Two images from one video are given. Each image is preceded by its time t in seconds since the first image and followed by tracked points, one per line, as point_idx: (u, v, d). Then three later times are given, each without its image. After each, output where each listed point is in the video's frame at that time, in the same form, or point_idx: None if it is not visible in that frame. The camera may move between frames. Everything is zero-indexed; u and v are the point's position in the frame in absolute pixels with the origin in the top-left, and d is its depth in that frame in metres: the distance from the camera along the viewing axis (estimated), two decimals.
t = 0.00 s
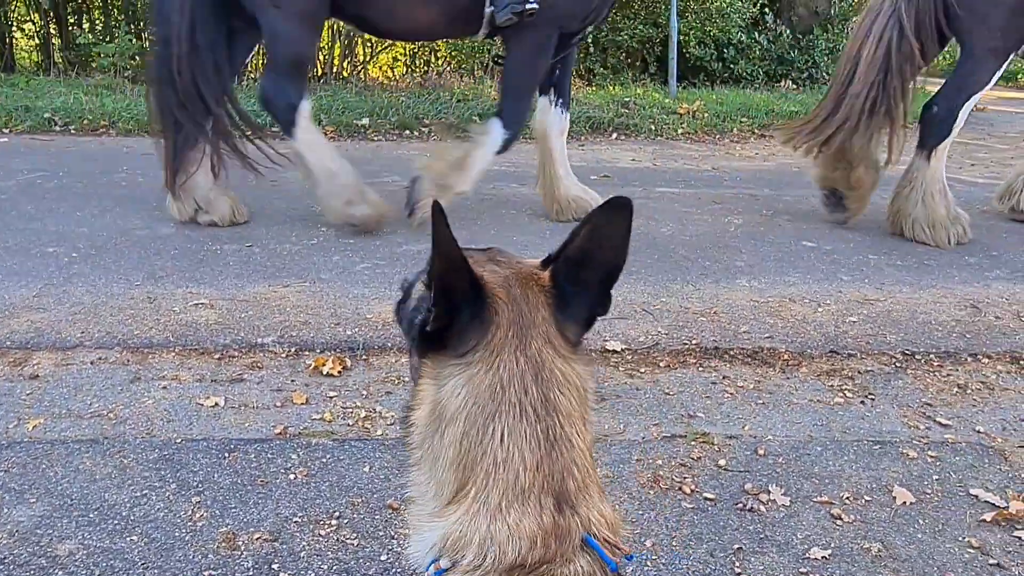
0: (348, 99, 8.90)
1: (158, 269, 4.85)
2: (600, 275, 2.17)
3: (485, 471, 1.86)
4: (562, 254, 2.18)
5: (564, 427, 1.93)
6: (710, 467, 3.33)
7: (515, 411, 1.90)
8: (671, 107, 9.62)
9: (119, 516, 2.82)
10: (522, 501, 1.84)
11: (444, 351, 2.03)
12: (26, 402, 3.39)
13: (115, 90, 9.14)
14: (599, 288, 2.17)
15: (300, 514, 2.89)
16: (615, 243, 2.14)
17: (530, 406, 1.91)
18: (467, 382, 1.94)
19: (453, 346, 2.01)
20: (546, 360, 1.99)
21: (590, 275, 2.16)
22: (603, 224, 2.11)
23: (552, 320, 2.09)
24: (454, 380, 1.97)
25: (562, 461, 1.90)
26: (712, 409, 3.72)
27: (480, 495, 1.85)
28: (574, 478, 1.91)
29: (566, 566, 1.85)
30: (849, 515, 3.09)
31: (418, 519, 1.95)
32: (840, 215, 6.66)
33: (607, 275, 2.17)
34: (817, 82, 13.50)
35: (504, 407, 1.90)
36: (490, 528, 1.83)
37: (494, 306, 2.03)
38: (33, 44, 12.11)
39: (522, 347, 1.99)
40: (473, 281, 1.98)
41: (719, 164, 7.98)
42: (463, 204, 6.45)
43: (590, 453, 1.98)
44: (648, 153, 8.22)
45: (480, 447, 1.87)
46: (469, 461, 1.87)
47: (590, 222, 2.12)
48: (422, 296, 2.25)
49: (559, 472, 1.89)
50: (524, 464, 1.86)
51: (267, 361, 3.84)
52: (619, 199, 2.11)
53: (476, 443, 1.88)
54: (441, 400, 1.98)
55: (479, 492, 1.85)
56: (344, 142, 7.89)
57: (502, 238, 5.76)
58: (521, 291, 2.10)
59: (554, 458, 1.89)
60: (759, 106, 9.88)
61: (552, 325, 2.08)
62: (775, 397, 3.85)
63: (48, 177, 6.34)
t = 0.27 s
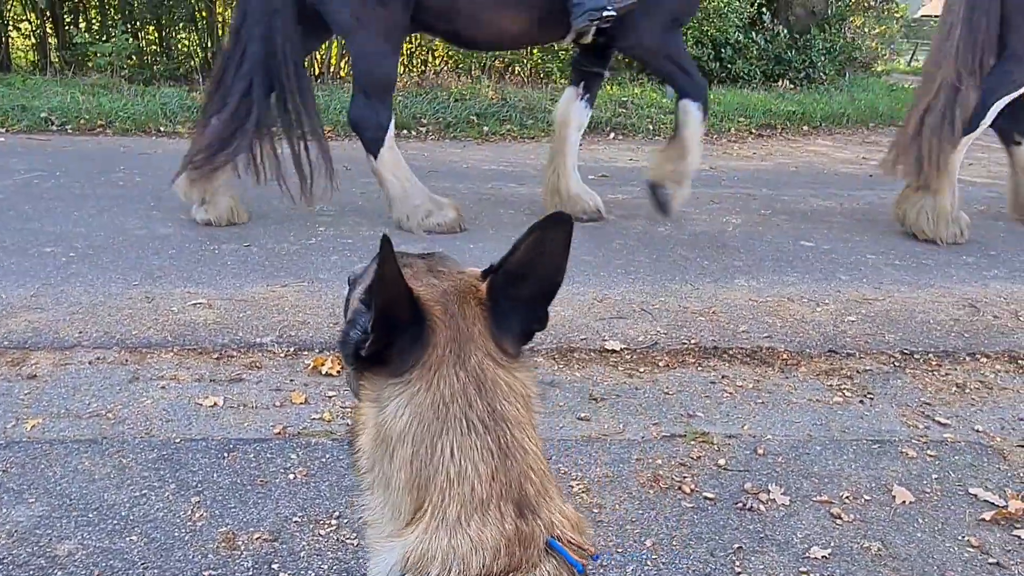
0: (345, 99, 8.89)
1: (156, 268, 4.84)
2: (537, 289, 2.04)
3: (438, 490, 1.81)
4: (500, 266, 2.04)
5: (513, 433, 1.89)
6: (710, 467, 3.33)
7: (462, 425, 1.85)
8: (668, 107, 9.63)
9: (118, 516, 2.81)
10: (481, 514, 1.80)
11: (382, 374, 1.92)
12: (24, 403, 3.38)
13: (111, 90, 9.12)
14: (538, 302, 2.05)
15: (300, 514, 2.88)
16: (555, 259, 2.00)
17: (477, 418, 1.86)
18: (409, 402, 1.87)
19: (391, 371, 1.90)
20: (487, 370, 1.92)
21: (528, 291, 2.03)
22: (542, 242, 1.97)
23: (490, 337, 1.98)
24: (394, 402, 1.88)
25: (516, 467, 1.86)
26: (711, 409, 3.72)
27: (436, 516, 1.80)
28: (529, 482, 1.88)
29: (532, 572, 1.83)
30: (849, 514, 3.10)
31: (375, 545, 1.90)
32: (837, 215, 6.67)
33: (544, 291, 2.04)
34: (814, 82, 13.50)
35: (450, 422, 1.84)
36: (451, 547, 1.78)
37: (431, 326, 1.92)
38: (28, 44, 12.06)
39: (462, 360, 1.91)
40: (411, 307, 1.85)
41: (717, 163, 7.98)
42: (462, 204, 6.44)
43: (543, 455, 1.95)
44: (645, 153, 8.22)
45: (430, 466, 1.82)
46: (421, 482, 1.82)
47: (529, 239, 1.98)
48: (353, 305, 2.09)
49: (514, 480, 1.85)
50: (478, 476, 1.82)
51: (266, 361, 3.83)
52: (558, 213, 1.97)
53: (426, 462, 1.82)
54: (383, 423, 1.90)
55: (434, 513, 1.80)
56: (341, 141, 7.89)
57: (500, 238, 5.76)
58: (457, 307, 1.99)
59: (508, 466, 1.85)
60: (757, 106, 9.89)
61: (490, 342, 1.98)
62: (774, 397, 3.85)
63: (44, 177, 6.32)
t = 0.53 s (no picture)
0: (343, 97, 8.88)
1: (154, 266, 4.82)
2: (486, 294, 2.09)
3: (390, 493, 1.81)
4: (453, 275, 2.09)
5: (466, 432, 1.88)
6: (709, 466, 3.33)
7: (410, 426, 1.84)
8: (666, 106, 9.62)
9: (117, 514, 2.80)
10: (434, 515, 1.78)
11: (336, 378, 1.98)
12: (22, 401, 3.37)
13: (108, 87, 9.10)
14: (489, 307, 2.09)
15: (299, 512, 2.87)
16: (501, 265, 2.04)
17: (426, 418, 1.85)
18: (359, 405, 1.89)
19: (344, 373, 1.96)
20: (437, 372, 1.94)
21: (478, 297, 2.08)
22: (490, 249, 2.01)
23: (440, 342, 2.01)
24: (345, 405, 1.92)
25: (469, 465, 1.84)
26: (710, 408, 3.72)
27: (391, 519, 1.79)
28: (485, 480, 1.85)
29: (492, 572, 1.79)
30: (848, 513, 3.10)
31: (342, 556, 1.90)
32: (835, 214, 6.67)
33: (493, 295, 2.09)
34: (812, 81, 13.50)
35: (398, 424, 1.85)
36: (408, 550, 1.76)
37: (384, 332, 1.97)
38: (25, 40, 12.02)
39: (412, 363, 1.94)
40: (366, 312, 1.93)
41: (715, 162, 7.98)
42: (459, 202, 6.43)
43: (501, 453, 1.93)
44: (643, 151, 8.22)
45: (380, 469, 1.82)
46: (373, 485, 1.82)
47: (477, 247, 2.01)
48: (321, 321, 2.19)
49: (467, 479, 1.83)
50: (428, 476, 1.80)
51: (264, 359, 3.82)
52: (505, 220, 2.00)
53: (376, 466, 1.82)
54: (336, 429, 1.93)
55: (389, 516, 1.79)
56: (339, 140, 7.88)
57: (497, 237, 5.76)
58: (410, 314, 2.04)
59: (460, 465, 1.83)
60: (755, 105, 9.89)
61: (439, 347, 2.00)
62: (773, 396, 3.85)
63: (41, 174, 6.31)
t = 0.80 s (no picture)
0: (341, 94, 8.86)
1: (152, 263, 4.81)
2: (501, 288, 2.04)
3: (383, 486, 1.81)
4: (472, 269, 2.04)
5: (463, 431, 1.86)
6: (708, 464, 3.33)
7: (407, 421, 1.84)
8: (665, 104, 9.62)
9: (115, 511, 2.80)
10: (422, 513, 1.78)
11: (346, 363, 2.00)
12: (20, 398, 3.36)
13: (106, 83, 9.08)
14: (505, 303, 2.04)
15: (297, 509, 2.87)
16: (518, 261, 1.98)
17: (423, 415, 1.84)
18: (362, 394, 1.90)
19: (353, 358, 1.98)
20: (442, 367, 1.92)
21: (494, 293, 2.03)
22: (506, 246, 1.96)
23: (453, 338, 1.99)
24: (349, 391, 1.94)
25: (462, 466, 1.82)
26: (708, 406, 3.72)
27: (382, 513, 1.80)
28: (478, 481, 1.82)
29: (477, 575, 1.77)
30: (846, 511, 3.10)
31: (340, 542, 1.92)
32: (833, 212, 6.67)
33: (508, 290, 2.04)
34: (810, 79, 13.50)
35: (395, 417, 1.84)
36: (395, 545, 1.77)
37: (395, 321, 1.98)
38: (23, 37, 11.99)
39: (417, 356, 1.93)
40: (378, 299, 1.94)
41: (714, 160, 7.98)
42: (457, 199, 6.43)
43: (501, 453, 1.89)
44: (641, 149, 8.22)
45: (375, 461, 1.82)
46: (368, 477, 1.83)
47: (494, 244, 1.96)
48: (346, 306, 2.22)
49: (459, 478, 1.81)
50: (419, 473, 1.79)
51: (263, 356, 3.82)
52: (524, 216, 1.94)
53: (371, 457, 1.83)
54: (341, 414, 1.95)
55: (379, 510, 1.80)
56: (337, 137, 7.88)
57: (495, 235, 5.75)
58: (425, 304, 2.03)
59: (452, 464, 1.81)
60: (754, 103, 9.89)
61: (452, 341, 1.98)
62: (771, 394, 3.85)
63: (38, 171, 6.29)
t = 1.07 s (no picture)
0: (339, 90, 8.84)
1: (149, 259, 4.81)
2: (567, 290, 2.01)
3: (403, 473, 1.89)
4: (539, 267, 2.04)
5: (484, 431, 1.87)
6: (705, 461, 3.33)
7: (432, 413, 1.89)
8: (663, 101, 9.61)
9: (111, 507, 2.80)
10: (429, 506, 1.84)
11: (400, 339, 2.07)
12: (16, 393, 3.36)
13: (103, 78, 9.06)
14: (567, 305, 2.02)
15: (294, 505, 2.87)
16: (582, 261, 1.96)
17: (449, 409, 1.88)
18: (401, 377, 1.97)
19: (406, 333, 2.05)
20: (479, 361, 1.94)
21: (555, 293, 2.00)
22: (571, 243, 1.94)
23: (508, 331, 1.99)
24: (396, 371, 2.00)
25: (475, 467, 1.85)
26: (706, 403, 3.72)
27: (398, 498, 1.89)
28: (489, 484, 1.85)
29: None
30: (843, 508, 3.10)
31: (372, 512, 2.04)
32: (831, 209, 6.67)
33: (573, 291, 2.01)
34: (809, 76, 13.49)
35: (422, 408, 1.90)
36: (402, 532, 1.86)
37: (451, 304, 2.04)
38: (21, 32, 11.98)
39: (461, 347, 1.96)
40: (431, 273, 2.03)
41: (712, 157, 7.97)
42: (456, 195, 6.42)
43: (522, 457, 1.89)
44: (640, 146, 8.21)
45: (398, 447, 1.90)
46: (392, 460, 1.91)
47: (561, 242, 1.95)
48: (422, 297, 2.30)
49: (469, 479, 1.84)
50: (431, 468, 1.86)
51: (260, 352, 3.81)
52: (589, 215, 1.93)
53: (396, 442, 1.91)
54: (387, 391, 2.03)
55: (396, 494, 1.89)
56: (335, 132, 7.87)
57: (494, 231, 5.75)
58: (485, 296, 2.05)
59: (466, 463, 1.85)
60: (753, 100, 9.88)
61: (505, 334, 1.99)
62: (768, 391, 3.85)
63: (35, 166, 6.28)
